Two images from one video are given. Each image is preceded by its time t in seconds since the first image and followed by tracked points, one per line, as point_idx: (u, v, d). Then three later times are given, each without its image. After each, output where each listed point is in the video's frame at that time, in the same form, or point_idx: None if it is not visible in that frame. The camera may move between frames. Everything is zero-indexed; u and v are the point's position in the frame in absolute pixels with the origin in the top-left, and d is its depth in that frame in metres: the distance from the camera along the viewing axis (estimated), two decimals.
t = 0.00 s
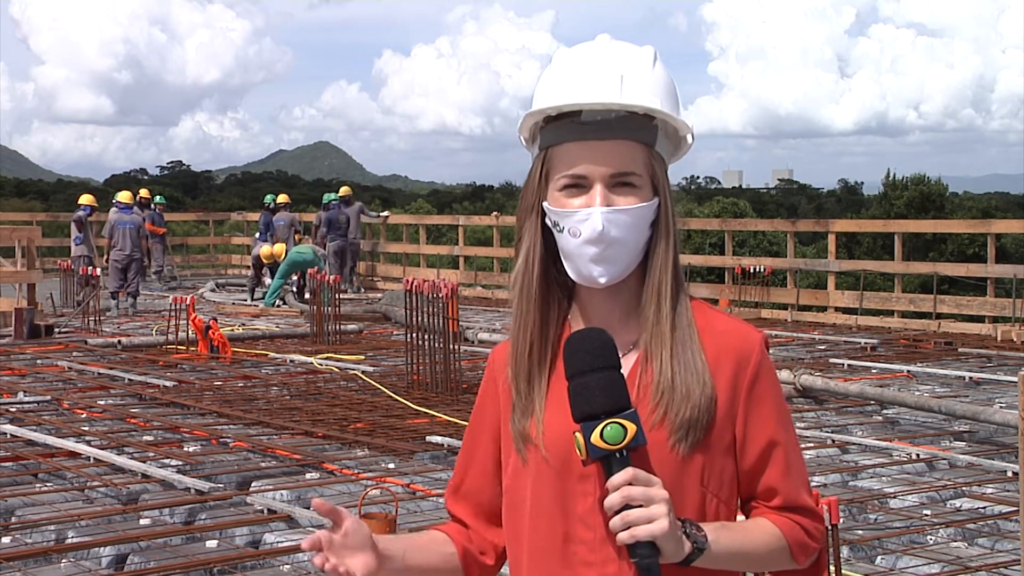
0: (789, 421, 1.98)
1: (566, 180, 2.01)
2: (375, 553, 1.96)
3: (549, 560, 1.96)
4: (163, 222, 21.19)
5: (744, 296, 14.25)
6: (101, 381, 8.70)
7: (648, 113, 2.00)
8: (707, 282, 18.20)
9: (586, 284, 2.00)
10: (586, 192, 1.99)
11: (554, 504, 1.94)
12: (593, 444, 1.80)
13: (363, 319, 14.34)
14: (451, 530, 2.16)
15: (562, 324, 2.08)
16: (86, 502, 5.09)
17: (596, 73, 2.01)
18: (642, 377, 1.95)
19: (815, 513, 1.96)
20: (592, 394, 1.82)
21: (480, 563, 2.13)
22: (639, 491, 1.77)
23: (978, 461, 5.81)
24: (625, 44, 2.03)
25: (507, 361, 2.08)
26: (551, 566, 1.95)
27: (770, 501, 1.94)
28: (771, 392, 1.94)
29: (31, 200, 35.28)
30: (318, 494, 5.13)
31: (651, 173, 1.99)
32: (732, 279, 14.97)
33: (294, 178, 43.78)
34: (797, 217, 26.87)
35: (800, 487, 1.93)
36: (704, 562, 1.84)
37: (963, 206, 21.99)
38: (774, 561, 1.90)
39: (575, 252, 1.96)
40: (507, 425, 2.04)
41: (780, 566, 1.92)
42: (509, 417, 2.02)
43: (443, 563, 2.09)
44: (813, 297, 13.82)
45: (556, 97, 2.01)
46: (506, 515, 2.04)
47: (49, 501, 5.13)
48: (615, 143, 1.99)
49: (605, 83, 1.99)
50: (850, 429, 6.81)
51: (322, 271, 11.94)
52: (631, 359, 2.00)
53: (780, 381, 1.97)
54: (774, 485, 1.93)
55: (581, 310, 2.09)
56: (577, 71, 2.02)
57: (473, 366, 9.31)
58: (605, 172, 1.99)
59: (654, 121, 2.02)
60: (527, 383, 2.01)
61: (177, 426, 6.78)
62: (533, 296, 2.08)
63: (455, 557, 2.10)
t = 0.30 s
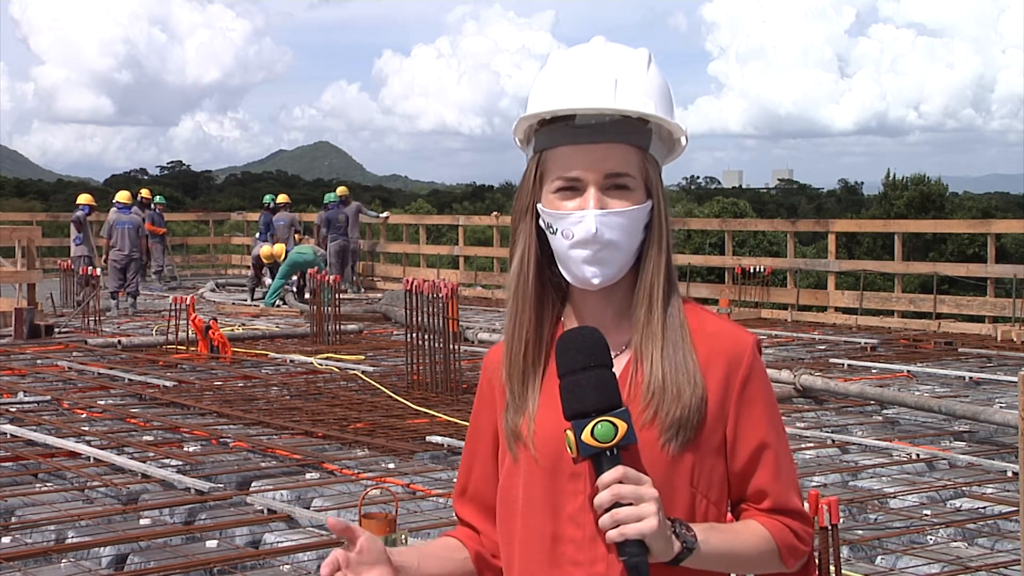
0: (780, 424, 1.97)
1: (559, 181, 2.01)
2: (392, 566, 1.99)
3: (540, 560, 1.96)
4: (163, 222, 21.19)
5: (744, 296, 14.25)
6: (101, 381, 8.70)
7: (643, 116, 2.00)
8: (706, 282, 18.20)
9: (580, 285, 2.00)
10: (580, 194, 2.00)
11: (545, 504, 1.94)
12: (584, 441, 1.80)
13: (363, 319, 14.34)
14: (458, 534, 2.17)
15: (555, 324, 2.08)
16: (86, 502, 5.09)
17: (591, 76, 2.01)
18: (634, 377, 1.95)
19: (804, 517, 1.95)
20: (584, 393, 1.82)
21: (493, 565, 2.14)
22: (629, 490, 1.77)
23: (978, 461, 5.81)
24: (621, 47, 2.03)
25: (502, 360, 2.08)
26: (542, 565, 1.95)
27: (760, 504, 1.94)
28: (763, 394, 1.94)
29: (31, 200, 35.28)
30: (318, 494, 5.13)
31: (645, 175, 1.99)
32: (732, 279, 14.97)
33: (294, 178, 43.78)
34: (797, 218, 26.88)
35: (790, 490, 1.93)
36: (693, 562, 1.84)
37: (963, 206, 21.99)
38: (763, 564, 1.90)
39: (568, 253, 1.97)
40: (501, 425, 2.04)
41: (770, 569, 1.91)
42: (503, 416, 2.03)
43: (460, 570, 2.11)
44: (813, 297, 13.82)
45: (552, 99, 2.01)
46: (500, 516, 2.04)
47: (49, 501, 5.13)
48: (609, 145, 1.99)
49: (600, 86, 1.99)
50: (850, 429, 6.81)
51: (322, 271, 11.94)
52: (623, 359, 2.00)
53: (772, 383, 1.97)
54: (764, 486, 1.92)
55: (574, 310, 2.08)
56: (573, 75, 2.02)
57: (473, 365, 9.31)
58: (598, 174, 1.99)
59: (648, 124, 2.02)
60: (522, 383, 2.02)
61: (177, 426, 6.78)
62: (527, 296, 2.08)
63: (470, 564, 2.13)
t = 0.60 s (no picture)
0: (781, 419, 1.97)
1: (562, 181, 2.02)
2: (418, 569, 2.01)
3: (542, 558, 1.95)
4: (163, 222, 21.19)
5: (744, 296, 14.25)
6: (101, 381, 8.70)
7: (642, 115, 2.00)
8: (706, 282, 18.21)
9: (583, 284, 2.00)
10: (581, 193, 2.00)
11: (548, 502, 1.94)
12: (588, 440, 1.80)
13: (363, 319, 14.34)
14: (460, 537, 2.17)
15: (556, 322, 2.08)
16: (86, 502, 5.09)
17: (592, 77, 2.01)
18: (634, 374, 1.95)
19: (807, 512, 1.95)
20: (588, 390, 1.82)
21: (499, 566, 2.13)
22: (634, 487, 1.78)
23: (978, 461, 5.81)
24: (620, 46, 2.03)
25: (501, 360, 2.08)
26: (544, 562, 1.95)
27: (763, 499, 1.94)
28: (765, 390, 1.94)
29: (31, 200, 35.29)
30: (318, 494, 5.13)
31: (646, 173, 2.00)
32: (732, 280, 14.98)
33: (294, 178, 43.80)
34: (797, 218, 26.88)
35: (791, 485, 1.93)
36: (697, 558, 1.84)
37: (963, 206, 21.99)
38: (766, 560, 1.90)
39: (570, 253, 1.97)
40: (501, 424, 2.04)
41: (772, 564, 1.91)
42: (503, 415, 2.02)
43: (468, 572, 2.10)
44: (813, 297, 13.82)
45: (552, 100, 2.01)
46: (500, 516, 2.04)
47: (49, 501, 5.13)
48: (610, 144, 1.99)
49: (600, 88, 1.99)
50: (850, 429, 6.81)
51: (322, 272, 11.94)
52: (623, 357, 2.00)
53: (772, 380, 1.98)
54: (767, 482, 1.93)
55: (575, 309, 2.08)
56: (573, 75, 2.02)
57: (473, 365, 9.31)
58: (600, 173, 1.99)
59: (648, 123, 2.02)
60: (522, 382, 2.01)
61: (177, 426, 6.78)
62: (528, 294, 2.08)
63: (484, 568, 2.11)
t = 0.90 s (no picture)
0: (784, 417, 1.98)
1: (560, 180, 2.01)
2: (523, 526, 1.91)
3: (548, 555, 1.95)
4: (162, 222, 21.18)
5: (744, 297, 14.25)
6: (101, 381, 8.70)
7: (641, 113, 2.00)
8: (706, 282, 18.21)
9: (584, 284, 2.00)
10: (581, 192, 2.00)
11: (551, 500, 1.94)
12: (591, 436, 1.80)
13: (363, 319, 14.34)
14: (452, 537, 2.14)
15: (556, 320, 2.08)
16: (86, 502, 5.09)
17: (590, 75, 2.00)
18: (637, 370, 1.95)
19: (810, 508, 1.95)
20: (591, 386, 1.82)
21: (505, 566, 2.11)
22: (638, 482, 1.77)
23: (978, 461, 5.81)
24: (616, 44, 2.03)
25: (500, 356, 2.08)
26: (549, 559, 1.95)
27: (765, 495, 1.94)
28: (767, 386, 1.94)
29: (31, 200, 35.30)
30: (318, 494, 5.13)
31: (646, 171, 2.00)
32: (732, 280, 14.97)
33: (294, 178, 43.81)
34: (797, 218, 26.89)
35: (795, 481, 1.93)
36: (702, 554, 1.84)
37: (963, 206, 21.98)
38: (770, 555, 1.90)
39: (572, 253, 1.96)
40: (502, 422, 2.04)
41: (776, 560, 1.92)
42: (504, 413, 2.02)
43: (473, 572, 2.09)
44: (813, 297, 13.82)
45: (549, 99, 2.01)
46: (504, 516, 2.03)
47: (49, 501, 5.13)
48: (610, 143, 1.98)
49: (598, 86, 1.99)
50: (850, 429, 6.81)
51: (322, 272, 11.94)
52: (626, 354, 2.00)
53: (774, 377, 1.98)
54: (770, 478, 1.92)
55: (575, 307, 2.09)
56: (570, 73, 2.01)
57: (473, 365, 9.31)
58: (601, 172, 1.99)
59: (646, 121, 2.02)
60: (526, 379, 2.01)
61: (177, 426, 6.78)
62: (529, 292, 2.08)
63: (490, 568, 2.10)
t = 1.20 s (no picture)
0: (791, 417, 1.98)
1: (566, 180, 2.01)
2: None
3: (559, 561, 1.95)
4: (163, 222, 21.18)
5: (744, 296, 14.26)
6: (101, 381, 8.70)
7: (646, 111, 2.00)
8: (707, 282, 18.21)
9: (589, 284, 1.99)
10: (586, 192, 2.00)
11: (561, 504, 1.94)
12: (605, 442, 1.79)
13: (363, 319, 14.34)
14: (462, 543, 2.14)
15: (563, 324, 2.08)
16: (86, 502, 5.09)
17: (594, 74, 2.00)
18: (647, 376, 1.95)
19: (817, 508, 1.96)
20: (603, 392, 1.82)
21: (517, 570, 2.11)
22: (652, 488, 1.78)
23: (978, 461, 5.81)
24: (621, 44, 2.02)
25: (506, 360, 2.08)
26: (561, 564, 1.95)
27: (773, 496, 1.95)
28: (775, 387, 1.94)
29: (32, 200, 35.30)
30: (318, 494, 5.13)
31: (651, 171, 2.00)
32: (732, 280, 14.97)
33: (294, 178, 43.82)
34: (797, 218, 26.90)
35: (802, 480, 1.94)
36: (715, 557, 1.84)
37: (963, 206, 21.98)
38: (779, 555, 1.91)
39: (577, 253, 1.96)
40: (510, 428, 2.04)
41: (785, 560, 1.92)
42: (513, 420, 2.02)
43: None
44: (813, 297, 13.82)
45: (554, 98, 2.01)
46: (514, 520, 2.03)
47: (49, 501, 5.13)
48: (615, 142, 1.99)
49: (603, 85, 1.99)
50: (850, 429, 6.81)
51: (322, 272, 11.94)
52: (635, 358, 2.00)
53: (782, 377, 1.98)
54: (778, 479, 1.93)
55: (582, 309, 2.09)
56: (574, 73, 2.01)
57: (473, 366, 9.31)
58: (606, 171, 1.99)
59: (652, 120, 2.02)
60: (534, 387, 2.01)
61: (177, 426, 6.77)
62: (535, 297, 2.07)
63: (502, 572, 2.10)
